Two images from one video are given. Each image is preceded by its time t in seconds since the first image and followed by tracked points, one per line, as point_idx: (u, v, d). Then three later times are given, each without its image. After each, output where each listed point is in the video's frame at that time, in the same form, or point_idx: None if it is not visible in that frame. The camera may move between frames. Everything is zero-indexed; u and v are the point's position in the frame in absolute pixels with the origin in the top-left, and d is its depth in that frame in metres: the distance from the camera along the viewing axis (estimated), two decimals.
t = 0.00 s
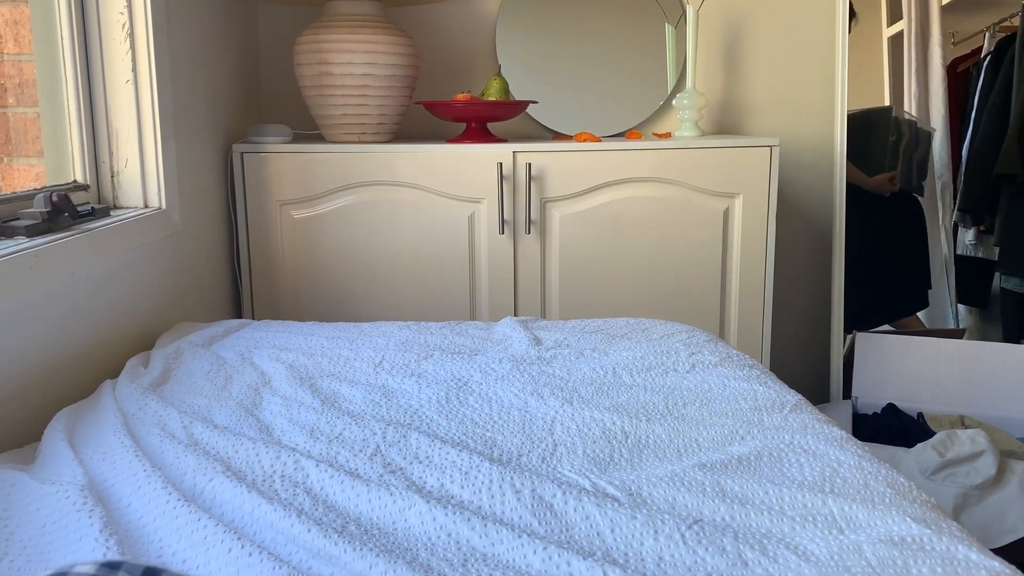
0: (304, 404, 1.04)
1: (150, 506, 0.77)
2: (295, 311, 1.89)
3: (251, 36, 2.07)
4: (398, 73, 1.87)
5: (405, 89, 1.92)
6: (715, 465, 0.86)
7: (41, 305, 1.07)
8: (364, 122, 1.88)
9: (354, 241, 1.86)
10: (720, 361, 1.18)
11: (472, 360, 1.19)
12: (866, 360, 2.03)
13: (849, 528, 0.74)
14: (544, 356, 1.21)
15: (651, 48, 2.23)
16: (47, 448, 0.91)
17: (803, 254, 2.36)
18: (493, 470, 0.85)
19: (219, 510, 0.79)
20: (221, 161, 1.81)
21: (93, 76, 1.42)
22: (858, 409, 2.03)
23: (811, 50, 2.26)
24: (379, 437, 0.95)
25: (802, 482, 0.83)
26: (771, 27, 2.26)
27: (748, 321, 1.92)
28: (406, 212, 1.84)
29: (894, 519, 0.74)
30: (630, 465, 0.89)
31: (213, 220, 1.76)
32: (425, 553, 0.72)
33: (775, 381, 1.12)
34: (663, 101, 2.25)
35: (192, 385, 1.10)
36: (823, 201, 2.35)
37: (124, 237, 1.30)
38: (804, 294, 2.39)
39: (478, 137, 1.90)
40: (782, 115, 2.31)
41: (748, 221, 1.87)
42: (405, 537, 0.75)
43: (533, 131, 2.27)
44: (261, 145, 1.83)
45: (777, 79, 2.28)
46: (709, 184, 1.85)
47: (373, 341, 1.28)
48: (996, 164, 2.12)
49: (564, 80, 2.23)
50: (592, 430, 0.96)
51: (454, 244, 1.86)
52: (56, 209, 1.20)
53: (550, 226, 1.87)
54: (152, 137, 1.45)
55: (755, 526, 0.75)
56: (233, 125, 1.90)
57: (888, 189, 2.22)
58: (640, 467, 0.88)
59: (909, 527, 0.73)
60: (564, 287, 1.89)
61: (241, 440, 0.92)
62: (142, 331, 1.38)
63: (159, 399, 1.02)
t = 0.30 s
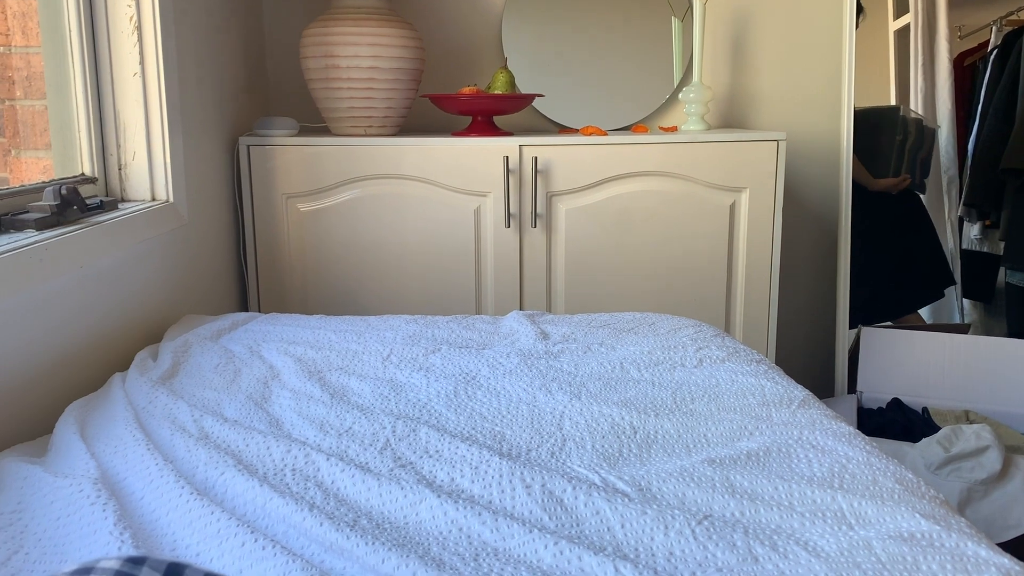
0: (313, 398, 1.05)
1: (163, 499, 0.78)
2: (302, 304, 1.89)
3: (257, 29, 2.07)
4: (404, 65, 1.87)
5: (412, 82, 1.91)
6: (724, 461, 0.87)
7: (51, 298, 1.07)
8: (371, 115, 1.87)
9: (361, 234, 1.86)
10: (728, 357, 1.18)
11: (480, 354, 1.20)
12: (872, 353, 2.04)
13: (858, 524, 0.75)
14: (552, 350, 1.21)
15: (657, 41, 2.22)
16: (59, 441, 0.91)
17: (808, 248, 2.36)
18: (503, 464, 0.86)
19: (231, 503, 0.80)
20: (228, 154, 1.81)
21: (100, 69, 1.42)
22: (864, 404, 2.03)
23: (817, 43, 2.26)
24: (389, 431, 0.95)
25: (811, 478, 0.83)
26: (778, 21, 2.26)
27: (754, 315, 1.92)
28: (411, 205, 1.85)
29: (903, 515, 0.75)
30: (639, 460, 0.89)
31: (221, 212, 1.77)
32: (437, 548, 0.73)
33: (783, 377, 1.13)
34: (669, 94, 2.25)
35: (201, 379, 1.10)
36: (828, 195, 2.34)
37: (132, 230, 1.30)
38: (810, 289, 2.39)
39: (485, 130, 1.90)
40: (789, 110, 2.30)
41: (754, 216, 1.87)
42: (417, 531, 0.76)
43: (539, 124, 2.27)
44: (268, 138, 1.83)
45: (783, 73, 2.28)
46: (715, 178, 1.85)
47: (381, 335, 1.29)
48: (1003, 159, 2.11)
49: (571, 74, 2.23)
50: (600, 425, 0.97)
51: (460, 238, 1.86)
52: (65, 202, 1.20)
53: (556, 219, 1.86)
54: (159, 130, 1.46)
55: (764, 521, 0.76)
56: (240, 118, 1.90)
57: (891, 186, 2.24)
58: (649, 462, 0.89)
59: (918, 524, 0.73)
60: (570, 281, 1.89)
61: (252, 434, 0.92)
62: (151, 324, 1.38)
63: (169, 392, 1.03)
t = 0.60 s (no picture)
0: (325, 396, 1.06)
1: (180, 497, 0.79)
2: (312, 302, 1.90)
3: (267, 27, 2.08)
4: (414, 64, 1.87)
5: (422, 80, 1.92)
6: (734, 462, 0.88)
7: (66, 297, 1.09)
8: (380, 113, 1.88)
9: (370, 232, 1.87)
10: (736, 357, 1.19)
11: (490, 353, 1.20)
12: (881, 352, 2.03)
13: (867, 525, 0.76)
14: (561, 350, 1.22)
15: (667, 39, 2.22)
16: (76, 439, 0.92)
17: (817, 247, 2.36)
18: (514, 464, 0.87)
19: (246, 502, 0.81)
20: (239, 152, 1.82)
21: (114, 68, 1.43)
22: (871, 403, 2.03)
23: (827, 41, 2.25)
24: (401, 430, 0.96)
25: (820, 479, 0.84)
26: (788, 19, 2.25)
27: (763, 315, 1.92)
28: (420, 204, 1.85)
29: (912, 517, 0.75)
30: (649, 460, 0.90)
31: (232, 210, 1.78)
32: (449, 547, 0.74)
33: (792, 377, 1.14)
34: (679, 92, 2.25)
35: (215, 377, 1.11)
36: (837, 194, 2.34)
37: (145, 229, 1.32)
38: (817, 287, 2.40)
39: (494, 129, 1.91)
40: (799, 108, 2.30)
41: (763, 215, 1.87)
42: (430, 531, 0.77)
43: (548, 122, 2.27)
44: (279, 136, 1.84)
45: (793, 71, 2.28)
46: (724, 177, 1.85)
47: (391, 333, 1.29)
48: (1013, 156, 2.12)
49: (580, 72, 2.23)
50: (610, 426, 0.98)
51: (469, 236, 1.87)
52: (79, 201, 1.21)
53: (565, 218, 1.87)
54: (172, 129, 1.47)
55: (773, 522, 0.76)
56: (251, 116, 1.91)
57: (899, 191, 2.19)
58: (659, 463, 0.90)
59: (927, 525, 0.74)
60: (579, 279, 1.90)
61: (266, 432, 0.93)
62: (163, 322, 1.39)
63: (183, 390, 1.04)
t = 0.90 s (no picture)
0: (337, 404, 1.07)
1: (195, 506, 0.80)
2: (323, 306, 1.92)
3: (279, 32, 2.09)
4: (425, 69, 1.88)
5: (432, 86, 1.92)
6: (743, 472, 0.88)
7: (81, 304, 1.10)
8: (391, 118, 1.89)
9: (380, 237, 1.88)
10: (746, 365, 1.19)
11: (500, 360, 1.21)
12: (892, 357, 2.03)
13: (876, 537, 0.76)
14: (571, 357, 1.23)
15: (676, 43, 2.23)
16: (93, 446, 0.94)
17: (827, 251, 2.35)
18: (525, 474, 0.87)
19: (260, 510, 0.82)
20: (251, 157, 1.83)
21: (128, 75, 1.45)
22: (881, 408, 2.03)
23: (837, 45, 2.25)
24: (413, 438, 0.97)
25: (829, 489, 0.84)
26: (798, 23, 2.25)
27: (773, 320, 1.92)
28: (430, 208, 1.86)
29: (920, 528, 0.75)
30: (659, 470, 0.91)
31: (244, 216, 1.79)
32: (461, 557, 0.75)
33: (802, 385, 1.14)
34: (689, 97, 2.26)
35: (228, 384, 1.12)
36: (847, 197, 2.34)
37: (159, 236, 1.33)
38: (827, 291, 2.39)
39: (504, 134, 1.91)
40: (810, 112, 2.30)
41: (773, 220, 1.87)
42: (441, 540, 0.77)
43: (558, 126, 2.28)
44: (291, 141, 1.85)
45: (803, 75, 2.27)
46: (734, 182, 1.85)
47: (402, 340, 1.30)
48: None
49: (590, 76, 2.23)
50: (620, 434, 0.98)
51: (479, 242, 1.87)
52: (94, 209, 1.22)
53: (574, 223, 1.87)
54: (184, 136, 1.49)
55: (782, 533, 0.77)
56: (263, 121, 1.93)
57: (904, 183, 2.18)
58: (669, 472, 0.90)
59: (935, 537, 0.74)
60: (588, 284, 1.90)
61: (279, 441, 0.95)
62: (177, 328, 1.41)
63: (197, 398, 1.05)
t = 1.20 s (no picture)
0: (348, 421, 1.07)
1: (210, 526, 0.81)
2: (333, 319, 1.93)
3: (289, 48, 2.12)
4: (434, 84, 1.90)
5: (441, 101, 1.94)
6: (753, 491, 0.88)
7: (96, 321, 1.11)
8: (401, 133, 1.91)
9: (390, 251, 1.89)
10: (755, 380, 1.20)
11: (510, 376, 1.22)
12: (901, 371, 2.03)
13: (885, 557, 0.76)
14: (580, 372, 1.23)
15: (683, 56, 2.25)
16: (109, 465, 0.95)
17: (835, 262, 2.36)
18: (535, 493, 0.88)
19: (273, 530, 0.83)
20: (261, 172, 1.85)
21: (141, 93, 1.47)
22: (890, 420, 2.04)
23: (843, 57, 2.26)
24: (423, 457, 0.98)
25: (839, 508, 0.85)
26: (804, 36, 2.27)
27: (781, 332, 1.92)
28: (439, 222, 1.87)
29: (930, 549, 0.76)
30: (669, 489, 0.91)
31: (255, 229, 1.81)
32: None
33: (811, 401, 1.14)
34: (696, 110, 2.27)
35: (240, 401, 1.13)
36: (855, 208, 2.34)
37: (172, 253, 1.34)
38: (835, 302, 2.39)
39: (512, 147, 1.93)
40: (817, 125, 2.31)
41: (781, 233, 1.87)
42: (453, 560, 0.78)
43: (566, 139, 2.30)
44: (301, 156, 1.87)
45: (809, 88, 2.29)
46: (742, 196, 1.86)
47: (412, 355, 1.31)
48: None
49: (597, 91, 2.26)
50: (630, 452, 0.99)
51: (488, 255, 1.89)
52: (109, 227, 1.24)
53: (582, 236, 1.88)
54: (196, 152, 1.50)
55: (792, 553, 0.77)
56: (273, 136, 1.95)
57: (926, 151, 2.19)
58: (679, 491, 0.91)
59: (945, 558, 0.74)
60: (597, 298, 1.91)
61: (292, 459, 0.95)
62: (189, 343, 1.42)
63: (210, 415, 1.06)
